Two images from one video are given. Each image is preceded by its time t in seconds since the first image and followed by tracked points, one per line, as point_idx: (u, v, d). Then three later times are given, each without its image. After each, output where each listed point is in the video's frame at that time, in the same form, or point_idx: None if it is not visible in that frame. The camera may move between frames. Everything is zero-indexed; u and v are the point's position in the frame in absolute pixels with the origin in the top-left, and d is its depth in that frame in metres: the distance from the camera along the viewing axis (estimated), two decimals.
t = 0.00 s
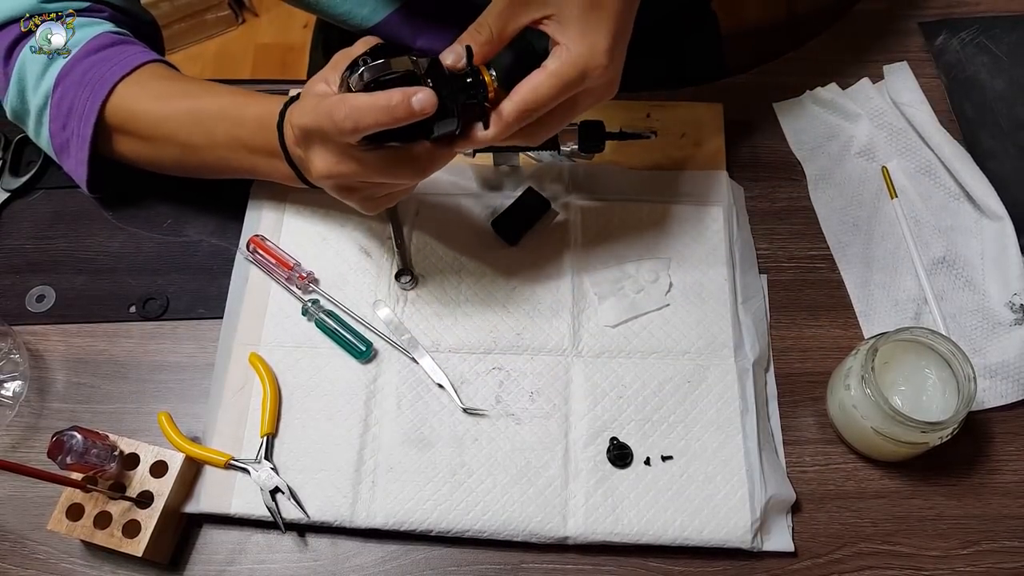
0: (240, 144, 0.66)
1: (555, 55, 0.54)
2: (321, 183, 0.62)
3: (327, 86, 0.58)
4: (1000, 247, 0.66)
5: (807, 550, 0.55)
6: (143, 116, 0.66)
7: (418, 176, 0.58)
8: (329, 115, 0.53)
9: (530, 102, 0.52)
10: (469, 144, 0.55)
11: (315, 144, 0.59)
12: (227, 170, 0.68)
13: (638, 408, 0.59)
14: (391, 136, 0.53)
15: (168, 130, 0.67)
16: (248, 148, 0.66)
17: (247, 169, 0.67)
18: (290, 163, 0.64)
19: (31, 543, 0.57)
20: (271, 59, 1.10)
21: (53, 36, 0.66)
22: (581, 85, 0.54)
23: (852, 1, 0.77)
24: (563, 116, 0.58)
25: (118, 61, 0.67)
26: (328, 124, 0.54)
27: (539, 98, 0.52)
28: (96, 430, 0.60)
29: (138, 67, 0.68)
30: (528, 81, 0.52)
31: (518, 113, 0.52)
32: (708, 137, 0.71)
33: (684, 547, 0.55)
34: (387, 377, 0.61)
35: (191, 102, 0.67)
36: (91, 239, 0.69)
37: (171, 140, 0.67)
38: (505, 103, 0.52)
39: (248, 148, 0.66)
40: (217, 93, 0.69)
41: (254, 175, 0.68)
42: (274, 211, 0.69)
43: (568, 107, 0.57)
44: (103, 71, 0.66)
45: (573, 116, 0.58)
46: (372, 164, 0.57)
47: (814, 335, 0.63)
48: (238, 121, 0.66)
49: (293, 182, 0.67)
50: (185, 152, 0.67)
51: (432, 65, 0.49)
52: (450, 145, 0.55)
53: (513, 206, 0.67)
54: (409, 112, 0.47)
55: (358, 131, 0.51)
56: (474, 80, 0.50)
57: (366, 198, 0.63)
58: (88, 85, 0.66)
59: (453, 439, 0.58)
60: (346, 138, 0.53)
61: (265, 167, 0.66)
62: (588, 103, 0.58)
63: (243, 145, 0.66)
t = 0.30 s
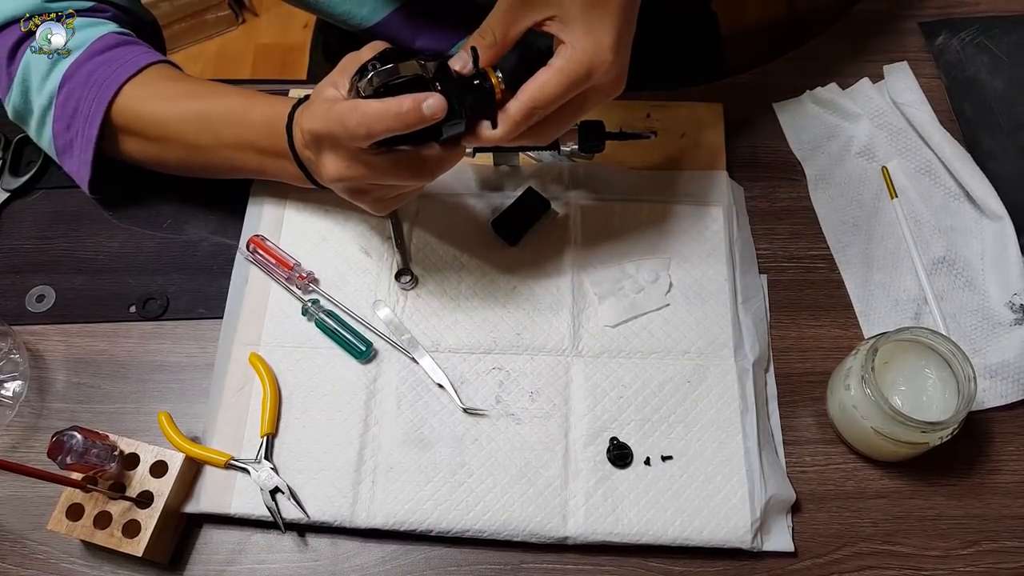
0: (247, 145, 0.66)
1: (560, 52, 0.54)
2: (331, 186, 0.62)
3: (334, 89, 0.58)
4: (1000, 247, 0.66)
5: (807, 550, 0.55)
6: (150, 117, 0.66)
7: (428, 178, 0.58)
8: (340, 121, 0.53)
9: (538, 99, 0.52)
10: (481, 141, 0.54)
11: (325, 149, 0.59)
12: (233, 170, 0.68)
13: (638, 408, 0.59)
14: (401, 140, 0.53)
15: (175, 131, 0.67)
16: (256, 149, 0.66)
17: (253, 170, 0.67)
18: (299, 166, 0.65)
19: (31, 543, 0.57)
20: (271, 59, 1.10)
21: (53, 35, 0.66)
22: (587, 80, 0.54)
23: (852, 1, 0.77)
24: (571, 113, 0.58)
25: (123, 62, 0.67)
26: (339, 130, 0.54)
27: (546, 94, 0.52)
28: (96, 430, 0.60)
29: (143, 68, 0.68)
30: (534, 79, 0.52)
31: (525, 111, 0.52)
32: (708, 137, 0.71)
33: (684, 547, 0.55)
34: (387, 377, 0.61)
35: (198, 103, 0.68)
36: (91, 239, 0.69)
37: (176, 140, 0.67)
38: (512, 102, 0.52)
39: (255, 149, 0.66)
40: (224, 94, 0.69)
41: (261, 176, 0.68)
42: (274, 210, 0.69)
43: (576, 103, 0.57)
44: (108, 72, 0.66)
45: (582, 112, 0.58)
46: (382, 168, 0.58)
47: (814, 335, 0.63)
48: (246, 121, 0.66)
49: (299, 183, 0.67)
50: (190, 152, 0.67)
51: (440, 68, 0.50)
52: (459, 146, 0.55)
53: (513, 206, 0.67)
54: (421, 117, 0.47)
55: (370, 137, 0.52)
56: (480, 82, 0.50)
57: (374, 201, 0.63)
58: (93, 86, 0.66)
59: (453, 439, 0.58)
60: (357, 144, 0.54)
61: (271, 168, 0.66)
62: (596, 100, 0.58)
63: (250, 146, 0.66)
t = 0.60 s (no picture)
0: (248, 146, 0.66)
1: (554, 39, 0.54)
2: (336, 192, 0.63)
3: (336, 95, 0.58)
4: (1000, 247, 0.66)
5: (807, 550, 0.55)
6: (150, 117, 0.66)
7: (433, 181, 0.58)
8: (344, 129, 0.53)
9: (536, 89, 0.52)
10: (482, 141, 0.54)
11: (327, 155, 0.59)
12: (234, 170, 0.68)
13: (638, 408, 0.59)
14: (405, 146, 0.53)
15: (175, 131, 0.67)
16: (257, 150, 0.66)
17: (254, 171, 0.67)
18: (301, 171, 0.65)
19: (31, 543, 0.57)
20: (271, 60, 1.10)
21: (53, 35, 0.66)
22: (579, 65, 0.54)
23: (852, 2, 0.77)
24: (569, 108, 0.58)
25: (124, 63, 0.67)
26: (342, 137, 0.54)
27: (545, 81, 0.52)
28: (96, 430, 0.60)
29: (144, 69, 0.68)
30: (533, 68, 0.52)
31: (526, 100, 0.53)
32: (708, 137, 0.71)
33: (684, 547, 0.55)
34: (387, 377, 0.61)
35: (199, 104, 0.67)
36: (91, 239, 0.69)
37: (177, 141, 0.67)
38: (512, 97, 0.52)
39: (255, 150, 0.66)
40: (225, 94, 0.69)
41: (261, 176, 0.68)
42: (274, 210, 0.69)
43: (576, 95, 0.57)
44: (109, 73, 0.66)
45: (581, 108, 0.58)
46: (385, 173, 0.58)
47: (814, 336, 0.63)
48: (246, 122, 0.66)
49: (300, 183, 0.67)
50: (191, 152, 0.67)
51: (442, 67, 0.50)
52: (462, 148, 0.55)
53: (513, 206, 0.67)
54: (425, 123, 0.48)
55: (374, 144, 0.52)
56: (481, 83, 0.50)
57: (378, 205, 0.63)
58: (94, 86, 0.66)
59: (453, 439, 0.58)
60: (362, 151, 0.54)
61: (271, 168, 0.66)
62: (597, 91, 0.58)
63: (251, 147, 0.66)
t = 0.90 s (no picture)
0: (247, 142, 0.66)
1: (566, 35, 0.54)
2: (330, 171, 0.62)
3: (333, 74, 0.57)
4: (1000, 247, 0.66)
5: (807, 550, 0.55)
6: (149, 114, 0.66)
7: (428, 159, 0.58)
8: (339, 101, 0.53)
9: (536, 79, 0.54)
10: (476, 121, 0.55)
11: (322, 132, 0.59)
12: (233, 167, 0.68)
13: (638, 408, 0.59)
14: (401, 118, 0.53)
15: (173, 129, 0.67)
16: (256, 145, 0.66)
17: (252, 168, 0.67)
18: (295, 156, 0.64)
19: (31, 543, 0.57)
20: (270, 60, 1.10)
21: (53, 35, 0.65)
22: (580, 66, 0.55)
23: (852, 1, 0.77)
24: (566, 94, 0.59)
25: (123, 62, 0.67)
26: (337, 110, 0.53)
27: (546, 74, 0.54)
28: (96, 430, 0.60)
29: (143, 67, 0.68)
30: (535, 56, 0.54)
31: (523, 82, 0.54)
32: (708, 137, 0.71)
33: (684, 547, 0.55)
34: (387, 377, 0.61)
35: (198, 99, 0.67)
36: (91, 239, 0.69)
37: (176, 138, 0.67)
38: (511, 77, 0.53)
39: (255, 145, 0.66)
40: (224, 90, 0.69)
41: (260, 173, 0.68)
42: (274, 210, 0.69)
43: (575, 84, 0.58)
44: (107, 71, 0.66)
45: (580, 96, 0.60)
46: (382, 150, 0.57)
47: (814, 336, 0.63)
48: (246, 117, 0.66)
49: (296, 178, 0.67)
50: (191, 150, 0.67)
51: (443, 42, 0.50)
52: (460, 121, 0.55)
53: (514, 205, 0.67)
54: (421, 90, 0.47)
55: (369, 113, 0.51)
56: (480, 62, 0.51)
57: (374, 186, 0.63)
58: (93, 85, 0.66)
59: (453, 439, 0.58)
60: (357, 121, 0.53)
61: (271, 164, 0.66)
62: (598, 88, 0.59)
63: (251, 142, 0.66)
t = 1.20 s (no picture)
0: (250, 145, 0.66)
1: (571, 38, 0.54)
2: (335, 171, 0.62)
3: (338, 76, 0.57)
4: (1000, 247, 0.66)
5: (807, 550, 0.55)
6: (153, 117, 0.66)
7: (433, 158, 0.58)
8: (344, 101, 0.53)
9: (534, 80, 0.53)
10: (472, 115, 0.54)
11: (327, 133, 0.59)
12: (235, 171, 0.68)
13: (638, 408, 0.59)
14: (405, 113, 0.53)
15: (176, 131, 0.67)
16: (259, 149, 0.66)
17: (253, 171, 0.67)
18: (299, 159, 0.64)
19: (31, 543, 0.57)
20: (270, 60, 1.10)
21: (53, 35, 0.65)
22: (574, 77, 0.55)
23: (852, 1, 0.77)
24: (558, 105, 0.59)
25: (126, 63, 0.67)
26: (342, 109, 0.53)
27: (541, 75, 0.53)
28: (96, 431, 0.60)
29: (147, 68, 0.68)
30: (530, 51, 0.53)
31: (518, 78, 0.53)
32: (708, 138, 0.71)
33: (684, 548, 0.55)
34: (387, 377, 0.61)
35: (203, 103, 0.68)
36: (91, 239, 0.69)
37: (179, 140, 0.67)
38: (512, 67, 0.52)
39: (258, 149, 0.66)
40: (229, 94, 0.69)
41: (262, 176, 0.68)
42: (274, 211, 0.69)
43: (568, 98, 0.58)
44: (110, 72, 0.66)
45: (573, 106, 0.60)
46: (389, 148, 0.57)
47: (814, 336, 0.63)
48: (249, 121, 0.66)
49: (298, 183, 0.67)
50: (193, 152, 0.67)
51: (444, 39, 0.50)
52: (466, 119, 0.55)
53: (514, 206, 0.67)
54: (424, 87, 0.47)
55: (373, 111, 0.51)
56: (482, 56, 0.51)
57: (380, 185, 0.63)
58: (95, 87, 0.66)
59: (453, 439, 0.58)
60: (362, 119, 0.53)
61: (273, 168, 0.66)
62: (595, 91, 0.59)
63: (254, 146, 0.66)
